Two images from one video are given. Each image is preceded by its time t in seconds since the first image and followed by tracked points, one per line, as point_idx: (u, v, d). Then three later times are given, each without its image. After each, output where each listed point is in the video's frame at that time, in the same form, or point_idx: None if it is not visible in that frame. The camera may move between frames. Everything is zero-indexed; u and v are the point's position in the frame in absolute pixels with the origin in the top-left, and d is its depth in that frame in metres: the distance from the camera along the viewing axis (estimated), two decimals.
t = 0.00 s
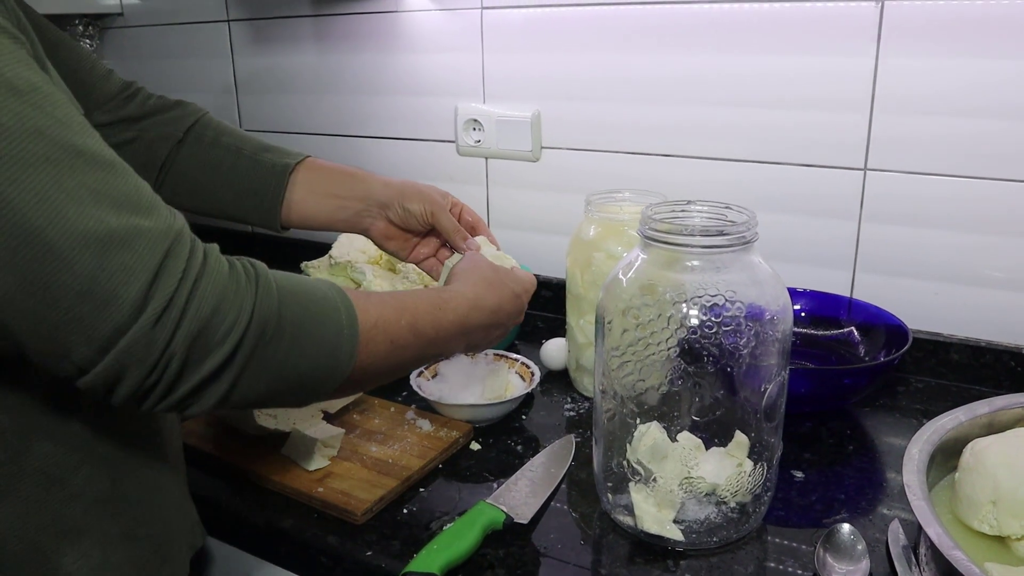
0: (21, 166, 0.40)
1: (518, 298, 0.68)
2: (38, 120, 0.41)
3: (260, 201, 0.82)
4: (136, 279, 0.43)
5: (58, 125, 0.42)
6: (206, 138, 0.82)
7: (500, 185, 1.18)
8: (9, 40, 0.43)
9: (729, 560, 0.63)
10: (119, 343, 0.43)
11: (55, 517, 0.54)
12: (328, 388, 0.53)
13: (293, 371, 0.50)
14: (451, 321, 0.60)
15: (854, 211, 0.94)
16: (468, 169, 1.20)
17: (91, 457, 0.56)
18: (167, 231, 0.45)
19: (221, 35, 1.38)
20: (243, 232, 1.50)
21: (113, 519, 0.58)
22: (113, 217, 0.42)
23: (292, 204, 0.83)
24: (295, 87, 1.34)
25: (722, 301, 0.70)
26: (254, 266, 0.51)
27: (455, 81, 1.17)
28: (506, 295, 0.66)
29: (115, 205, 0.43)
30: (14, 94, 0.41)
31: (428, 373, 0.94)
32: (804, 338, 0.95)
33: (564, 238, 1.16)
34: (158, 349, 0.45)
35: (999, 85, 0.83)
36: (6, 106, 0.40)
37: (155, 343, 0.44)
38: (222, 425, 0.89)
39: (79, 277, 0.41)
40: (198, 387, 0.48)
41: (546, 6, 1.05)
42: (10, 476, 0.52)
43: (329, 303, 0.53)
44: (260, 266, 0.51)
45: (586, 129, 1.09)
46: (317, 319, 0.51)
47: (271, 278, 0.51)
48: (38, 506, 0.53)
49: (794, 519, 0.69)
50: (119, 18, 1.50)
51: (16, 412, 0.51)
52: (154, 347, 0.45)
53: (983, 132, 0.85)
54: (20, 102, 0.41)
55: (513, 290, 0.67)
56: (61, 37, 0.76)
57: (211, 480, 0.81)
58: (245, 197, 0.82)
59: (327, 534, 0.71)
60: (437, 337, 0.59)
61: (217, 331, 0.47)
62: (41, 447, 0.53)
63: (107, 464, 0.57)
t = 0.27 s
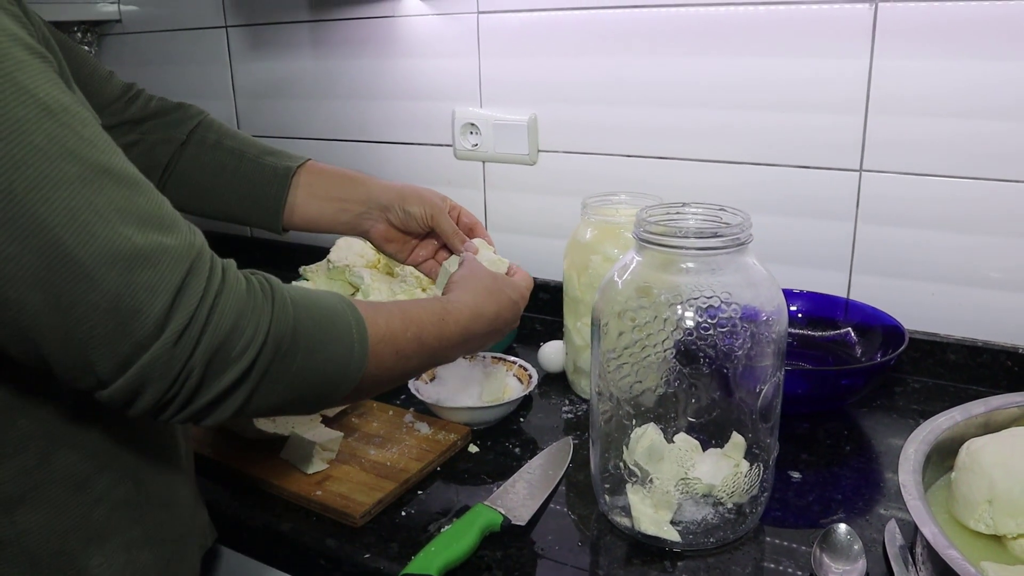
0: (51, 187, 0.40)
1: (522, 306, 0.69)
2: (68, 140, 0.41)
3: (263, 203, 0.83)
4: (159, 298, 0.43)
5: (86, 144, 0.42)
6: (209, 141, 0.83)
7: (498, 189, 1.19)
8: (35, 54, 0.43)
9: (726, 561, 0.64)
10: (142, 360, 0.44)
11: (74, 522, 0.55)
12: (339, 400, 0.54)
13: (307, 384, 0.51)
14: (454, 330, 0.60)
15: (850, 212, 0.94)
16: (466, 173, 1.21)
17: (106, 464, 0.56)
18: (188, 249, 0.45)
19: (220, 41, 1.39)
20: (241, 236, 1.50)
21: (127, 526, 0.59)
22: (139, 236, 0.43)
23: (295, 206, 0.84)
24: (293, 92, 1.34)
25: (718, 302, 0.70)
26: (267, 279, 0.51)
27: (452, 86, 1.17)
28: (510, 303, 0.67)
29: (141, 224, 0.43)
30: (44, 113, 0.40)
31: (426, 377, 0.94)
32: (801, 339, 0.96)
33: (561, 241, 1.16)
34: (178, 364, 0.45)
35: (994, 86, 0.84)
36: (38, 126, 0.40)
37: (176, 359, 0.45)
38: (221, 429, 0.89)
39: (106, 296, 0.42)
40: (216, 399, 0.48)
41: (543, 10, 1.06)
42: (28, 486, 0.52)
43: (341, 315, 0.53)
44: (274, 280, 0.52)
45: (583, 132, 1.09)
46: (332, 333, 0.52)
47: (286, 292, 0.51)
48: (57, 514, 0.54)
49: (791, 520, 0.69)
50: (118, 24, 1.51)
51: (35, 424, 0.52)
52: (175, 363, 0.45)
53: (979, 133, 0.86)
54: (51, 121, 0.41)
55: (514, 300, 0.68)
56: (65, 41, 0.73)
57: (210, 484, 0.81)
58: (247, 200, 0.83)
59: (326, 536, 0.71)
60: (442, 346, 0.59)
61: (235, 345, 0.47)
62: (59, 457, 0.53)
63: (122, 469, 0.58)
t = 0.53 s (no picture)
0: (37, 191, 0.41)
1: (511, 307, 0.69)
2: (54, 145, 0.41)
3: (253, 193, 0.84)
4: (144, 300, 0.44)
5: (73, 149, 0.42)
6: (201, 134, 0.84)
7: (496, 190, 1.19)
8: (23, 61, 0.43)
9: (722, 560, 0.64)
10: (128, 360, 0.45)
11: (73, 518, 0.55)
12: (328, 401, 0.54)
13: (293, 385, 0.52)
14: (444, 332, 0.61)
15: (846, 213, 0.95)
16: (463, 175, 1.21)
17: (103, 460, 0.57)
18: (174, 252, 0.46)
19: (218, 43, 1.39)
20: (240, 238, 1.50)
21: (123, 519, 0.59)
22: (125, 239, 0.43)
23: (286, 198, 0.86)
24: (292, 94, 1.35)
25: (713, 303, 0.71)
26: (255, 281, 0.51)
27: (450, 88, 1.18)
28: (500, 306, 0.67)
29: (128, 227, 0.44)
30: (30, 119, 0.41)
31: (424, 377, 0.95)
32: (798, 339, 0.96)
33: (559, 243, 1.16)
34: (164, 364, 0.46)
35: (988, 87, 0.84)
36: (24, 132, 0.41)
37: (161, 359, 0.46)
38: (219, 430, 0.89)
39: (92, 298, 0.42)
40: (202, 399, 0.49)
41: (540, 12, 1.06)
42: (27, 481, 0.53)
43: (330, 316, 0.54)
44: (263, 281, 0.52)
45: (580, 134, 1.09)
46: (320, 335, 0.52)
47: (275, 294, 0.52)
48: (56, 509, 0.54)
49: (786, 519, 0.69)
50: (117, 27, 1.52)
51: (31, 419, 0.52)
52: (161, 362, 0.46)
53: (974, 134, 0.86)
54: (36, 127, 0.41)
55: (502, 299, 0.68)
56: (57, 38, 0.75)
57: (208, 484, 0.82)
58: (239, 192, 0.84)
59: (323, 536, 0.72)
60: (431, 348, 0.60)
61: (222, 346, 0.48)
62: (56, 452, 0.54)
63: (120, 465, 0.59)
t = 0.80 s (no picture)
0: (22, 180, 0.41)
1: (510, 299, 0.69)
2: (38, 135, 0.42)
3: (252, 185, 0.85)
4: (134, 283, 0.44)
5: (58, 138, 0.43)
6: (199, 128, 0.85)
7: (496, 191, 1.20)
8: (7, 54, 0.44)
9: (720, 558, 0.64)
10: (121, 343, 0.45)
11: (66, 508, 0.57)
12: (325, 387, 0.54)
13: (289, 370, 0.52)
14: (445, 328, 0.61)
15: (846, 213, 0.95)
16: (464, 175, 1.22)
17: (96, 452, 0.58)
18: (164, 237, 0.46)
19: (220, 44, 1.40)
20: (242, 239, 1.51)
21: (113, 514, 0.60)
22: (113, 225, 0.44)
23: (284, 189, 0.86)
24: (294, 95, 1.35)
25: (712, 302, 0.71)
26: (249, 267, 0.52)
27: (451, 88, 1.18)
28: (498, 297, 0.68)
29: (115, 213, 0.44)
30: (15, 109, 0.42)
31: (424, 377, 0.95)
32: (797, 339, 0.96)
33: (559, 243, 1.17)
34: (157, 349, 0.46)
35: (987, 88, 0.84)
36: (8, 121, 0.41)
37: (154, 343, 0.46)
38: (221, 429, 0.90)
39: (81, 283, 0.43)
40: (198, 383, 0.50)
41: (541, 14, 1.07)
42: (21, 471, 0.54)
43: (325, 305, 0.54)
44: (258, 267, 0.53)
45: (581, 134, 1.10)
46: (314, 320, 0.53)
47: (268, 279, 0.52)
48: (49, 499, 0.56)
49: (785, 518, 0.70)
50: (119, 28, 1.52)
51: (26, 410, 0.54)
52: (154, 347, 0.46)
53: (973, 135, 0.86)
54: (20, 116, 0.42)
55: (503, 293, 0.68)
56: (51, 35, 0.77)
57: (208, 482, 0.82)
58: (237, 184, 0.84)
59: (324, 534, 0.72)
60: (431, 345, 0.60)
61: (214, 330, 0.48)
62: (49, 444, 0.55)
63: (113, 458, 0.60)
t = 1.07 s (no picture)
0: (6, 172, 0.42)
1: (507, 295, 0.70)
2: (24, 129, 0.43)
3: (252, 185, 0.85)
4: (120, 274, 0.45)
5: (44, 133, 0.44)
6: (198, 128, 0.85)
7: (500, 191, 1.20)
8: None
9: (722, 557, 0.64)
10: (108, 333, 0.46)
11: (60, 503, 0.57)
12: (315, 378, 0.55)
13: (277, 361, 0.52)
14: (438, 326, 0.61)
15: (848, 213, 0.95)
16: (467, 175, 1.22)
17: (92, 448, 0.59)
18: (151, 229, 0.47)
19: (225, 44, 1.40)
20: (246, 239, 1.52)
21: (109, 508, 0.61)
22: (98, 217, 0.44)
23: (283, 184, 0.86)
24: (298, 95, 1.36)
25: (713, 301, 0.71)
26: (239, 260, 0.52)
27: (454, 89, 1.19)
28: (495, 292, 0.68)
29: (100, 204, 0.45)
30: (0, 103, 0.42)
31: (428, 376, 0.95)
32: (799, 339, 0.96)
33: (562, 243, 1.17)
34: (145, 339, 0.47)
35: (989, 88, 0.85)
36: None
37: (140, 334, 0.47)
38: (225, 427, 0.90)
39: (66, 274, 0.43)
40: (187, 373, 0.50)
41: (544, 14, 1.07)
42: (18, 464, 0.54)
43: (315, 298, 0.54)
44: (248, 260, 0.53)
45: (584, 135, 1.10)
46: (302, 311, 0.53)
47: (257, 271, 0.53)
48: (45, 493, 0.56)
49: (787, 517, 0.70)
50: (124, 29, 1.53)
51: (24, 403, 0.54)
52: (141, 337, 0.47)
53: (975, 135, 0.87)
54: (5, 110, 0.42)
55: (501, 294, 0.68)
56: (48, 36, 0.79)
57: (212, 480, 0.82)
58: (234, 183, 0.85)
59: (327, 531, 0.72)
60: (424, 342, 0.60)
61: (202, 321, 0.49)
62: (47, 438, 0.56)
63: (109, 454, 0.61)
